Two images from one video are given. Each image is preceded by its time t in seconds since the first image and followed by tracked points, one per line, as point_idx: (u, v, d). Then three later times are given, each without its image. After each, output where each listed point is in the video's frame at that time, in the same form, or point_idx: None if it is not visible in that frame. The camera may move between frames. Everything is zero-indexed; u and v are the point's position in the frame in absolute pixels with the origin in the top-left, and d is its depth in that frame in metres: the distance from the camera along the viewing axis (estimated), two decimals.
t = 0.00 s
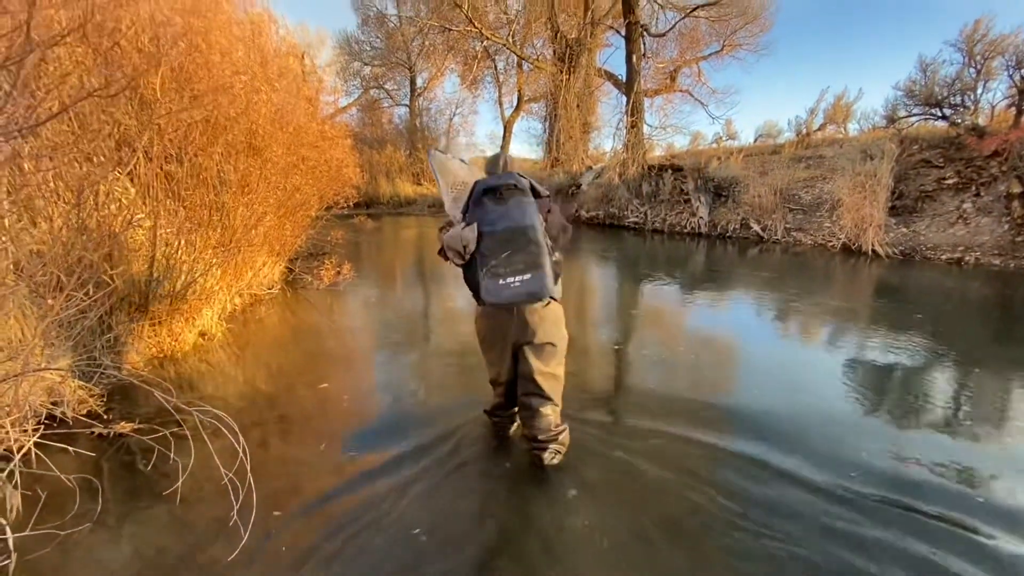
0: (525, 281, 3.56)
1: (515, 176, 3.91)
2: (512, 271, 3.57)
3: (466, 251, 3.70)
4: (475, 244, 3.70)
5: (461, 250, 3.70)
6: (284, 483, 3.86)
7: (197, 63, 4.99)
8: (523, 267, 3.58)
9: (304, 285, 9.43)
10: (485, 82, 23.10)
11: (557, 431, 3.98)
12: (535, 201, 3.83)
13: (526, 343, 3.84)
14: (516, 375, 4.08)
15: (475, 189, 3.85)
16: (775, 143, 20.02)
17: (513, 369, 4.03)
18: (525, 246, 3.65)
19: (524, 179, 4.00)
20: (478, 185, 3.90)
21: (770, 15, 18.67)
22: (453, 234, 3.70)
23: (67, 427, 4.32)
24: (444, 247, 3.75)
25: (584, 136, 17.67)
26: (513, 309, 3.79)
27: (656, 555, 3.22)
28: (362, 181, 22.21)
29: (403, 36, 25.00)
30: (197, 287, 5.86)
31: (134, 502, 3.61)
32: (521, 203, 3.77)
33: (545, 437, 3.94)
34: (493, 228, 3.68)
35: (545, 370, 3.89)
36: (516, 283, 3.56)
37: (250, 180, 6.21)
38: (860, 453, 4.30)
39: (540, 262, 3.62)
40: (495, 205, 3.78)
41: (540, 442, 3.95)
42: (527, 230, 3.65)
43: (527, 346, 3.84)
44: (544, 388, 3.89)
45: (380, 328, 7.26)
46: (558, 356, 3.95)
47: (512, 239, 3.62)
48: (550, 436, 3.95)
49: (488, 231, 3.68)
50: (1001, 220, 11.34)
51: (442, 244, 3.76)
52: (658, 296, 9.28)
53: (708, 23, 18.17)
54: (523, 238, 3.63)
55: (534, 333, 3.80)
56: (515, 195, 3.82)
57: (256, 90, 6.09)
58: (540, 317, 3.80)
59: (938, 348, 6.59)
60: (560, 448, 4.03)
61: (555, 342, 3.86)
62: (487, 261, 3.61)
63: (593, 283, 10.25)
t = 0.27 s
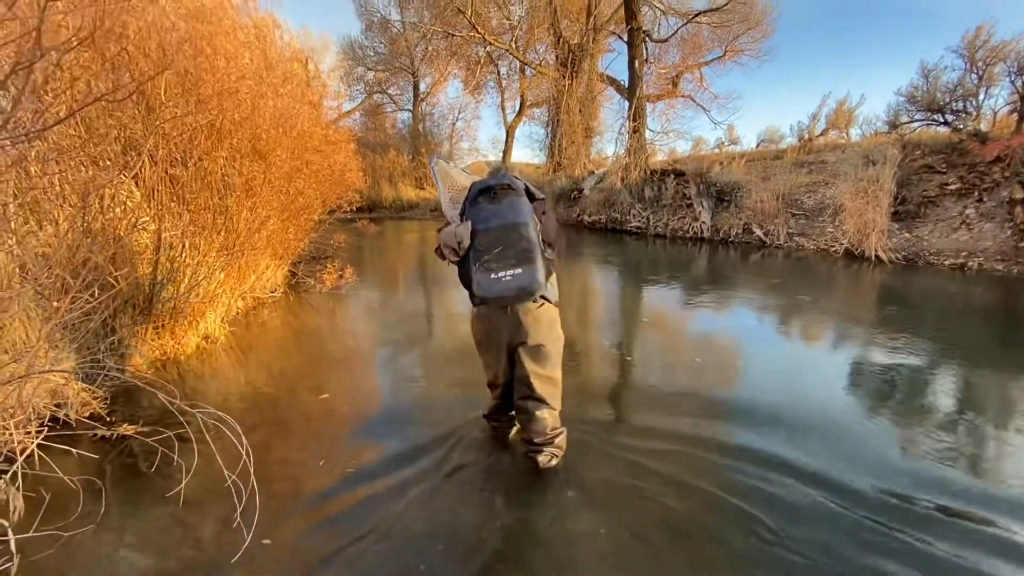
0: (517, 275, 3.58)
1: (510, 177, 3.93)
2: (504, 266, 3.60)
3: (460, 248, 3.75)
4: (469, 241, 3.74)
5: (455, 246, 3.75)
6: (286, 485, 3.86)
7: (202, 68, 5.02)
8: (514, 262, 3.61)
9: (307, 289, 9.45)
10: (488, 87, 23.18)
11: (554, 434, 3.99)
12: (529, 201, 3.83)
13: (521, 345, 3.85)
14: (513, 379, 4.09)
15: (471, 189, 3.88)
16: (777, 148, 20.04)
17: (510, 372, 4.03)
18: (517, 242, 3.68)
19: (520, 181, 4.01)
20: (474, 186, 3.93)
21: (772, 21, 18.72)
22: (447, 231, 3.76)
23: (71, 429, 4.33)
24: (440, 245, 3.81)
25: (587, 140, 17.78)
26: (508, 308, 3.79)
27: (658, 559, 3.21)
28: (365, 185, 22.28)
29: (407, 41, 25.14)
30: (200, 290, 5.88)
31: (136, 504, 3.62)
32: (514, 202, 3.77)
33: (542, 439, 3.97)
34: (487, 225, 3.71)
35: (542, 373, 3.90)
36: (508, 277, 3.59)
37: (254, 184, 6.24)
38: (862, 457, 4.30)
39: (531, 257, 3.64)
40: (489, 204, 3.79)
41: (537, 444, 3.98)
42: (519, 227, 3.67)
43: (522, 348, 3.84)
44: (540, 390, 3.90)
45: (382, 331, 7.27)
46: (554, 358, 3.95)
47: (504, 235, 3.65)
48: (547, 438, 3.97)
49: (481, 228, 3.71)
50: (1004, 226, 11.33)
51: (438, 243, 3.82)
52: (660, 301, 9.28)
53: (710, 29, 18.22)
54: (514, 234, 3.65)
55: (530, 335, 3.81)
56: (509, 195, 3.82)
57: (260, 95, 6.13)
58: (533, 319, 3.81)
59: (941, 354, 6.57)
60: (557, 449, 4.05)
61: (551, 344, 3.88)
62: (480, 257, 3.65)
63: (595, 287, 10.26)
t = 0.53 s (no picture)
0: (515, 279, 3.59)
1: (511, 180, 3.87)
2: (503, 270, 3.60)
3: (461, 250, 3.78)
4: (469, 244, 3.76)
5: (456, 249, 3.79)
6: (289, 489, 3.86)
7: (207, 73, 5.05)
8: (513, 266, 3.61)
9: (310, 293, 9.45)
10: (491, 92, 23.27)
11: (555, 436, 3.99)
12: (529, 204, 3.77)
13: (521, 349, 3.85)
14: (513, 382, 4.09)
15: (472, 193, 3.83)
16: (779, 153, 20.06)
17: (510, 375, 4.04)
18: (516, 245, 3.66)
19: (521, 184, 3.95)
20: (475, 190, 3.89)
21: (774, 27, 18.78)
22: (448, 234, 3.80)
23: (74, 432, 4.34)
24: (441, 248, 3.87)
25: (588, 146, 18.12)
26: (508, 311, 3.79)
27: (663, 564, 3.19)
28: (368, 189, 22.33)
29: (410, 47, 25.28)
30: (204, 294, 5.90)
31: (139, 508, 3.61)
32: (514, 207, 3.72)
33: (543, 441, 3.96)
34: (486, 229, 3.68)
35: (542, 376, 3.90)
36: (507, 280, 3.60)
37: (257, 188, 6.26)
38: (866, 460, 4.28)
39: (530, 261, 3.63)
40: (489, 208, 3.75)
41: (537, 446, 3.98)
42: (518, 231, 3.64)
43: (521, 352, 3.84)
44: (540, 393, 3.90)
45: (384, 335, 7.27)
46: (554, 361, 3.96)
47: (504, 239, 3.63)
48: (548, 440, 3.96)
49: (480, 232, 3.69)
50: (1007, 230, 11.32)
51: (439, 245, 3.87)
52: (662, 305, 9.28)
53: (712, 34, 18.29)
54: (514, 238, 3.63)
55: (529, 338, 3.81)
56: (509, 199, 3.77)
57: (264, 99, 6.16)
58: (532, 321, 3.82)
59: (945, 358, 6.55)
60: (558, 452, 4.03)
61: (551, 346, 3.89)
62: (479, 260, 3.66)
63: (597, 292, 10.25)
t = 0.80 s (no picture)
0: (516, 285, 3.59)
1: (513, 185, 3.85)
2: (504, 275, 3.61)
3: (463, 256, 3.81)
4: (471, 250, 3.77)
5: (458, 254, 3.81)
6: (292, 492, 3.86)
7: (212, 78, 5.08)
8: (514, 271, 3.61)
9: (312, 296, 9.47)
10: (493, 96, 23.33)
11: (558, 438, 3.98)
12: (531, 210, 3.75)
13: (524, 352, 3.86)
14: (516, 385, 4.10)
15: (474, 198, 3.83)
16: (781, 157, 20.08)
17: (513, 379, 4.05)
18: (518, 251, 3.66)
19: (523, 190, 3.92)
20: (477, 195, 3.88)
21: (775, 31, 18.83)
22: (450, 240, 3.82)
23: (78, 435, 4.35)
24: (444, 253, 3.89)
25: (590, 150, 18.19)
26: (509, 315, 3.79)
27: (668, 568, 3.18)
28: (370, 193, 22.35)
29: (412, 51, 25.35)
30: (207, 297, 5.92)
31: (142, 511, 3.61)
32: (516, 212, 3.70)
33: (546, 443, 3.96)
34: (488, 234, 3.68)
35: (545, 379, 3.92)
36: (508, 286, 3.60)
37: (261, 191, 6.28)
38: (870, 463, 4.27)
39: (531, 266, 3.62)
40: (491, 214, 3.74)
41: (541, 448, 3.97)
42: (520, 237, 3.63)
43: (524, 355, 3.86)
44: (544, 396, 3.91)
45: (386, 339, 7.27)
46: (557, 365, 3.96)
47: (505, 244, 3.63)
48: (551, 442, 3.96)
49: (482, 237, 3.69)
50: (1010, 234, 11.31)
51: (443, 250, 3.93)
52: (665, 308, 9.28)
53: (714, 39, 18.33)
54: (515, 243, 3.62)
55: (531, 341, 3.82)
56: (511, 205, 3.76)
57: (268, 104, 6.19)
58: (535, 325, 3.81)
59: (948, 362, 6.54)
60: (562, 454, 4.03)
61: (553, 349, 3.89)
62: (480, 266, 3.67)
63: (599, 295, 10.25)
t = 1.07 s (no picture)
0: (515, 291, 3.57)
1: (513, 189, 3.86)
2: (502, 281, 3.59)
3: (461, 261, 3.82)
4: (469, 255, 3.79)
5: (457, 259, 3.84)
6: (288, 496, 3.86)
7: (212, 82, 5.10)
8: (513, 277, 3.59)
9: (312, 299, 9.48)
10: (493, 99, 23.36)
11: (556, 439, 3.99)
12: (530, 215, 3.76)
13: (522, 355, 3.88)
14: (514, 388, 4.11)
15: (472, 203, 3.84)
16: (782, 159, 20.08)
17: (511, 381, 4.07)
18: (516, 256, 3.65)
19: (522, 194, 3.93)
20: (476, 199, 3.90)
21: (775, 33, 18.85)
22: (449, 244, 3.89)
23: (74, 439, 4.35)
24: (443, 256, 3.97)
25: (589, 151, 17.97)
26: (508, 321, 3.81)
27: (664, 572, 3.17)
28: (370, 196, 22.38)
29: (413, 54, 25.46)
30: (206, 300, 5.93)
31: (137, 514, 3.61)
32: (515, 217, 3.71)
33: (544, 444, 3.97)
34: (486, 239, 3.68)
35: (542, 382, 3.93)
36: (506, 292, 3.58)
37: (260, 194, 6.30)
38: (867, 467, 4.26)
39: (530, 272, 3.61)
40: (490, 218, 3.75)
41: (539, 449, 3.99)
42: (518, 242, 3.63)
43: (522, 358, 3.87)
44: (541, 398, 3.93)
45: (386, 341, 7.27)
46: (555, 367, 3.97)
47: (503, 249, 3.63)
48: (549, 443, 3.97)
49: (481, 242, 3.70)
50: (1011, 236, 11.29)
51: (441, 255, 3.94)
52: (666, 311, 9.28)
53: (714, 41, 18.36)
54: (513, 248, 3.62)
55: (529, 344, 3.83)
56: (510, 209, 3.76)
57: (268, 107, 6.21)
58: (533, 328, 3.82)
59: (949, 364, 6.53)
60: (560, 455, 4.04)
61: (550, 353, 3.91)
62: (478, 271, 3.66)
63: (600, 298, 10.24)
